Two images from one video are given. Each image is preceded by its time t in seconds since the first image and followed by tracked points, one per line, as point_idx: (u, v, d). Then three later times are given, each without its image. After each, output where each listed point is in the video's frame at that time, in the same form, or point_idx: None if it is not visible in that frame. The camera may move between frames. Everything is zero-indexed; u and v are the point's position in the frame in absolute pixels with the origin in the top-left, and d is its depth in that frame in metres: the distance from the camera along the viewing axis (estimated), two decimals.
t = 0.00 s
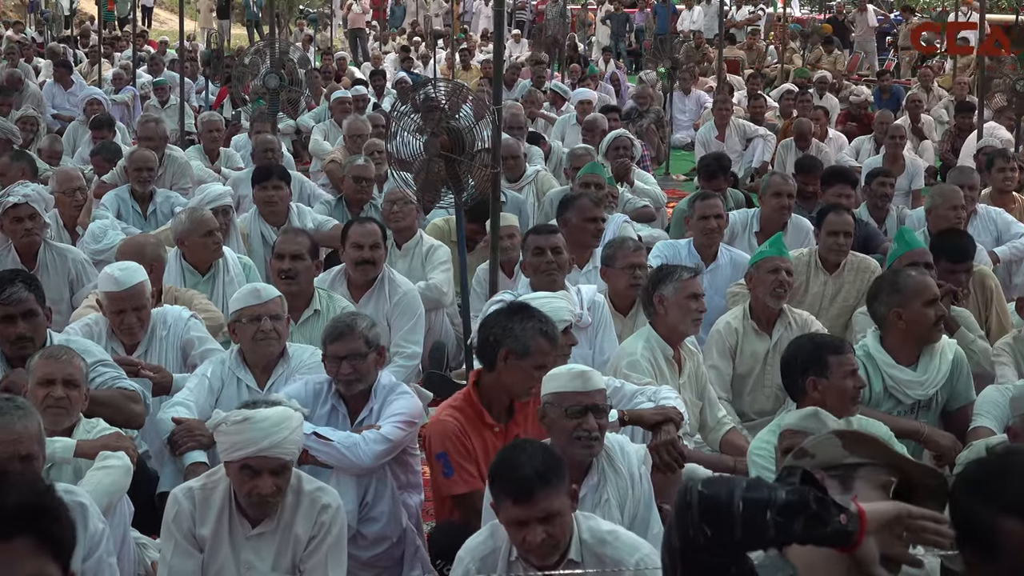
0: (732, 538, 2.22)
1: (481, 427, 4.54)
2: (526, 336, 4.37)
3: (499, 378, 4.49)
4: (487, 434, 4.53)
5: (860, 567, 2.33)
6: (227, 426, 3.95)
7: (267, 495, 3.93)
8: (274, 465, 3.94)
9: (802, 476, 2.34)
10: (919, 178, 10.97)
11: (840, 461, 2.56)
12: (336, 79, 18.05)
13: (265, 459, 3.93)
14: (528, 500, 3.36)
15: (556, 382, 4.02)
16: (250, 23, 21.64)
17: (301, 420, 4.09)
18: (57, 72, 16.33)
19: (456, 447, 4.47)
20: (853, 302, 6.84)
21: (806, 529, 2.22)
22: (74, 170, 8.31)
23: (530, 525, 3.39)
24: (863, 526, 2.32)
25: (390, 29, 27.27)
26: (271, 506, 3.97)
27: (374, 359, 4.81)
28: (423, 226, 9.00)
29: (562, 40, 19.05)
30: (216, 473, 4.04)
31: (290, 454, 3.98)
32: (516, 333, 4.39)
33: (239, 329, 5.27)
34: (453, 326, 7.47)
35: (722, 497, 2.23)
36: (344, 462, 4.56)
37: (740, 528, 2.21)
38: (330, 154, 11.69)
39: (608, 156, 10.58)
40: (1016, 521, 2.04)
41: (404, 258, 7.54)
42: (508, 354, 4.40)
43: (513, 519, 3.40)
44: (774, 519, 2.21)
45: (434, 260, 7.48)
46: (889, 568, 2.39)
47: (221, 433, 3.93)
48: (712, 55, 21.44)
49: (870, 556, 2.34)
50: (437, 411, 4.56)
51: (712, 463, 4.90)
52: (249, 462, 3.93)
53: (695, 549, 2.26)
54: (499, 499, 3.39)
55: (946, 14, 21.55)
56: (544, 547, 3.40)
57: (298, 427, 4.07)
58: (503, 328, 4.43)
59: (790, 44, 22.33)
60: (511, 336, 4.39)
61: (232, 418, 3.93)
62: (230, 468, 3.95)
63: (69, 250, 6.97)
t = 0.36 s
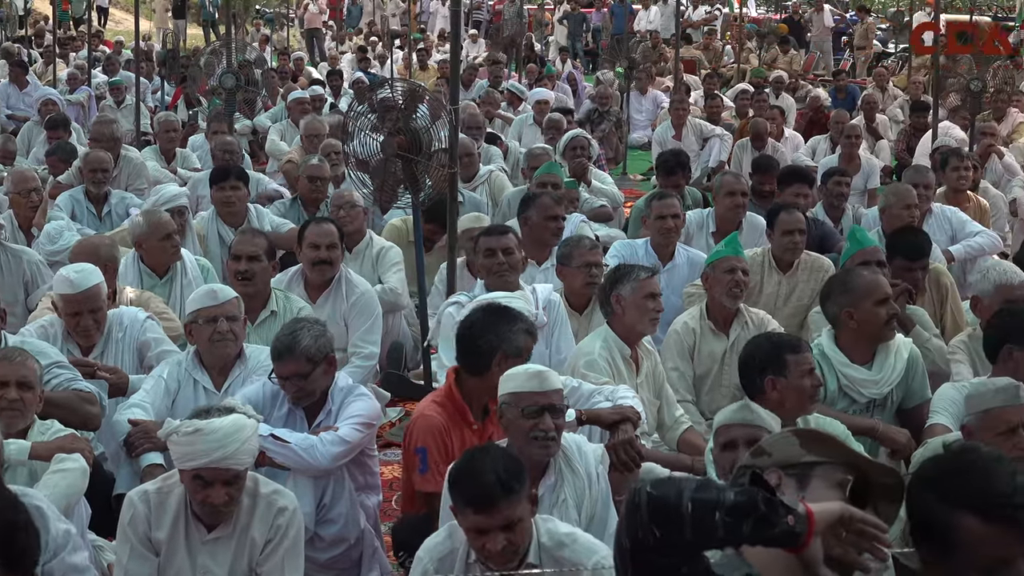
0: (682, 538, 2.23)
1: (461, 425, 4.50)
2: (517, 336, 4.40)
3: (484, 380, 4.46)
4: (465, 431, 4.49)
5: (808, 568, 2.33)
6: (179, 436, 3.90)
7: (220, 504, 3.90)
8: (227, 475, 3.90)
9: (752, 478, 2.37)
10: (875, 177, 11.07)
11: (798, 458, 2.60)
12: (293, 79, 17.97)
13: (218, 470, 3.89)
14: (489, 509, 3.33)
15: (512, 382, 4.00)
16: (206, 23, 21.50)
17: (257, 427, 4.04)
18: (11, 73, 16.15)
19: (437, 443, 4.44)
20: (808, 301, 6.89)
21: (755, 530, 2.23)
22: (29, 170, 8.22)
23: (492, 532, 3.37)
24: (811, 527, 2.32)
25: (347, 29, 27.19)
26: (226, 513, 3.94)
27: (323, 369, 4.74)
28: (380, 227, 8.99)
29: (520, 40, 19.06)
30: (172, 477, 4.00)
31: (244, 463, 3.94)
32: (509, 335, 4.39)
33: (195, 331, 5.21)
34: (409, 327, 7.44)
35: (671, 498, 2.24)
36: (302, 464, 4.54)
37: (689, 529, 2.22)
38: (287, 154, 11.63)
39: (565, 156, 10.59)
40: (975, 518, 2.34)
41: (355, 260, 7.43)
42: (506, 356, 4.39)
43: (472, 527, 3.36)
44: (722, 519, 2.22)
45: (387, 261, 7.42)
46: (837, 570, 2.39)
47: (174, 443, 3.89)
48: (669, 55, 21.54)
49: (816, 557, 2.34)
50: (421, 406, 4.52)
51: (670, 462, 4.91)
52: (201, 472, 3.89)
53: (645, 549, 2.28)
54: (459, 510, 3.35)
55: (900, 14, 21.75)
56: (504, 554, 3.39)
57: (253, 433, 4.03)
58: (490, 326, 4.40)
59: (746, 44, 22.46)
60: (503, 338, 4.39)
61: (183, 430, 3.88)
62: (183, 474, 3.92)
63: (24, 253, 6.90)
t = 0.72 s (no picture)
0: (631, 539, 2.16)
1: (421, 424, 4.49)
2: (475, 332, 4.40)
3: (443, 380, 4.45)
4: (425, 429, 4.48)
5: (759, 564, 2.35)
6: (129, 439, 3.87)
7: (172, 507, 3.87)
8: (178, 477, 3.86)
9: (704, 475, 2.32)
10: (829, 177, 11.16)
11: (754, 458, 2.56)
12: (248, 80, 17.86)
13: (167, 473, 3.85)
14: (447, 522, 3.33)
15: (468, 382, 3.99)
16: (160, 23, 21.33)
17: (205, 427, 3.99)
18: None
19: (400, 442, 4.41)
20: (760, 301, 6.94)
21: (705, 528, 2.16)
22: None
23: (451, 542, 3.38)
24: (764, 524, 2.29)
25: (301, 29, 27.06)
26: (179, 516, 3.91)
27: (279, 371, 4.71)
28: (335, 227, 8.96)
29: (475, 41, 19.06)
30: (124, 480, 3.96)
31: (195, 465, 3.90)
32: (468, 331, 4.39)
33: (148, 332, 5.15)
34: (366, 328, 7.43)
35: (620, 498, 2.17)
36: (259, 465, 4.51)
37: (638, 530, 2.15)
38: (242, 154, 11.56)
39: (520, 156, 10.60)
40: (931, 513, 2.37)
41: (317, 263, 7.43)
42: (466, 353, 4.39)
43: (428, 540, 3.36)
44: (673, 519, 2.15)
45: (347, 264, 7.40)
46: (793, 566, 2.39)
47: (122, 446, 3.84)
48: (624, 55, 21.61)
49: (768, 552, 2.34)
50: (382, 402, 4.51)
51: (625, 462, 4.92)
52: (151, 475, 3.85)
53: (595, 549, 2.21)
54: (415, 522, 3.33)
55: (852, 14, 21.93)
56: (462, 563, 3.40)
57: (202, 434, 3.98)
58: (448, 324, 4.40)
59: (701, 45, 22.57)
60: (462, 336, 4.39)
61: (132, 433, 3.84)
62: (135, 478, 3.88)
63: None
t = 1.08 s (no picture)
0: (614, 527, 2.30)
1: (371, 426, 4.47)
2: (419, 335, 4.38)
3: (393, 382, 4.44)
4: (375, 431, 4.46)
5: (734, 558, 2.36)
6: (81, 441, 3.85)
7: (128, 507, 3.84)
8: (133, 477, 3.84)
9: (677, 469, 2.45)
10: (784, 176, 11.24)
11: (713, 458, 2.55)
12: (203, 80, 17.72)
13: (122, 472, 3.83)
14: (411, 530, 3.31)
15: (426, 382, 3.99)
16: (113, 24, 21.14)
17: (159, 428, 3.98)
18: None
19: (352, 442, 4.40)
20: (716, 300, 6.97)
21: (684, 518, 2.32)
22: None
23: (415, 548, 3.34)
24: (736, 516, 2.36)
25: (256, 30, 26.90)
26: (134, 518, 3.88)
27: (233, 372, 4.67)
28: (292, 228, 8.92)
29: (431, 41, 19.04)
30: (78, 484, 3.92)
31: (150, 465, 3.89)
32: (412, 334, 4.37)
33: (104, 334, 5.11)
34: (324, 329, 7.41)
35: (603, 487, 2.31)
36: (214, 466, 4.48)
37: (621, 518, 2.30)
38: (197, 155, 11.47)
39: (477, 156, 10.60)
40: (888, 512, 2.39)
41: (277, 263, 7.40)
42: (410, 355, 4.37)
43: (391, 546, 3.33)
44: (654, 507, 2.31)
45: (307, 265, 7.38)
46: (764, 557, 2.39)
47: (75, 448, 3.83)
48: (580, 55, 21.67)
49: (742, 546, 2.36)
50: (332, 404, 4.49)
51: (582, 461, 4.92)
52: (106, 476, 3.83)
53: (578, 538, 2.34)
54: (380, 533, 3.31)
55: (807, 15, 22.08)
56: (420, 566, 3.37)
57: (156, 435, 3.97)
58: (393, 326, 4.38)
59: (656, 45, 22.64)
60: (406, 337, 4.37)
61: (85, 434, 3.83)
62: (89, 480, 3.85)
63: None
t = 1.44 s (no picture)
0: (606, 524, 2.24)
1: (337, 428, 4.46)
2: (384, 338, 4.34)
3: (359, 384, 4.42)
4: (341, 433, 4.45)
5: (708, 561, 2.35)
6: (44, 437, 3.86)
7: (92, 503, 3.83)
8: (98, 471, 3.85)
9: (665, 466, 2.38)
10: (747, 176, 11.30)
11: (685, 458, 2.53)
12: (166, 80, 17.61)
13: (86, 466, 3.83)
14: (382, 533, 3.30)
15: (398, 385, 3.97)
16: (75, 24, 20.96)
17: (120, 425, 3.99)
18: None
19: (315, 443, 4.38)
20: (682, 300, 7.00)
21: (672, 516, 2.27)
22: None
23: (386, 550, 3.34)
24: (717, 518, 2.36)
25: (219, 29, 26.76)
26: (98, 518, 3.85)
27: (196, 373, 4.64)
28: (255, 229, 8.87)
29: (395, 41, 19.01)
30: (40, 486, 3.89)
31: (113, 459, 3.90)
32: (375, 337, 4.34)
33: (67, 334, 5.07)
34: (287, 329, 7.37)
35: (597, 482, 2.26)
36: (178, 467, 4.45)
37: (614, 514, 2.24)
38: (160, 155, 11.40)
39: (441, 157, 10.58)
40: (854, 510, 2.40)
41: (240, 263, 7.35)
42: (373, 359, 4.34)
43: (363, 549, 3.33)
44: (643, 504, 2.26)
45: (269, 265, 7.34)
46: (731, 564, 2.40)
47: (37, 444, 3.83)
48: (544, 55, 21.70)
49: (719, 553, 2.36)
50: (299, 405, 4.48)
51: (547, 461, 4.94)
52: (70, 471, 3.82)
53: (569, 533, 2.27)
54: (351, 536, 3.30)
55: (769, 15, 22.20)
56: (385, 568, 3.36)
57: (118, 433, 3.98)
58: (356, 329, 4.36)
59: (620, 45, 22.71)
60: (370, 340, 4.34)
61: (47, 429, 3.85)
62: (51, 478, 3.83)
63: None
